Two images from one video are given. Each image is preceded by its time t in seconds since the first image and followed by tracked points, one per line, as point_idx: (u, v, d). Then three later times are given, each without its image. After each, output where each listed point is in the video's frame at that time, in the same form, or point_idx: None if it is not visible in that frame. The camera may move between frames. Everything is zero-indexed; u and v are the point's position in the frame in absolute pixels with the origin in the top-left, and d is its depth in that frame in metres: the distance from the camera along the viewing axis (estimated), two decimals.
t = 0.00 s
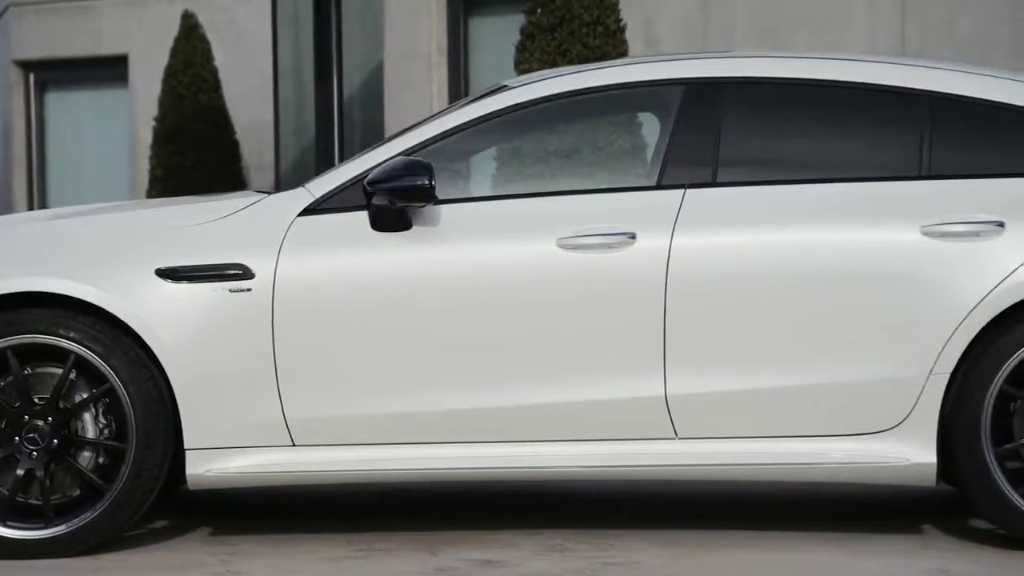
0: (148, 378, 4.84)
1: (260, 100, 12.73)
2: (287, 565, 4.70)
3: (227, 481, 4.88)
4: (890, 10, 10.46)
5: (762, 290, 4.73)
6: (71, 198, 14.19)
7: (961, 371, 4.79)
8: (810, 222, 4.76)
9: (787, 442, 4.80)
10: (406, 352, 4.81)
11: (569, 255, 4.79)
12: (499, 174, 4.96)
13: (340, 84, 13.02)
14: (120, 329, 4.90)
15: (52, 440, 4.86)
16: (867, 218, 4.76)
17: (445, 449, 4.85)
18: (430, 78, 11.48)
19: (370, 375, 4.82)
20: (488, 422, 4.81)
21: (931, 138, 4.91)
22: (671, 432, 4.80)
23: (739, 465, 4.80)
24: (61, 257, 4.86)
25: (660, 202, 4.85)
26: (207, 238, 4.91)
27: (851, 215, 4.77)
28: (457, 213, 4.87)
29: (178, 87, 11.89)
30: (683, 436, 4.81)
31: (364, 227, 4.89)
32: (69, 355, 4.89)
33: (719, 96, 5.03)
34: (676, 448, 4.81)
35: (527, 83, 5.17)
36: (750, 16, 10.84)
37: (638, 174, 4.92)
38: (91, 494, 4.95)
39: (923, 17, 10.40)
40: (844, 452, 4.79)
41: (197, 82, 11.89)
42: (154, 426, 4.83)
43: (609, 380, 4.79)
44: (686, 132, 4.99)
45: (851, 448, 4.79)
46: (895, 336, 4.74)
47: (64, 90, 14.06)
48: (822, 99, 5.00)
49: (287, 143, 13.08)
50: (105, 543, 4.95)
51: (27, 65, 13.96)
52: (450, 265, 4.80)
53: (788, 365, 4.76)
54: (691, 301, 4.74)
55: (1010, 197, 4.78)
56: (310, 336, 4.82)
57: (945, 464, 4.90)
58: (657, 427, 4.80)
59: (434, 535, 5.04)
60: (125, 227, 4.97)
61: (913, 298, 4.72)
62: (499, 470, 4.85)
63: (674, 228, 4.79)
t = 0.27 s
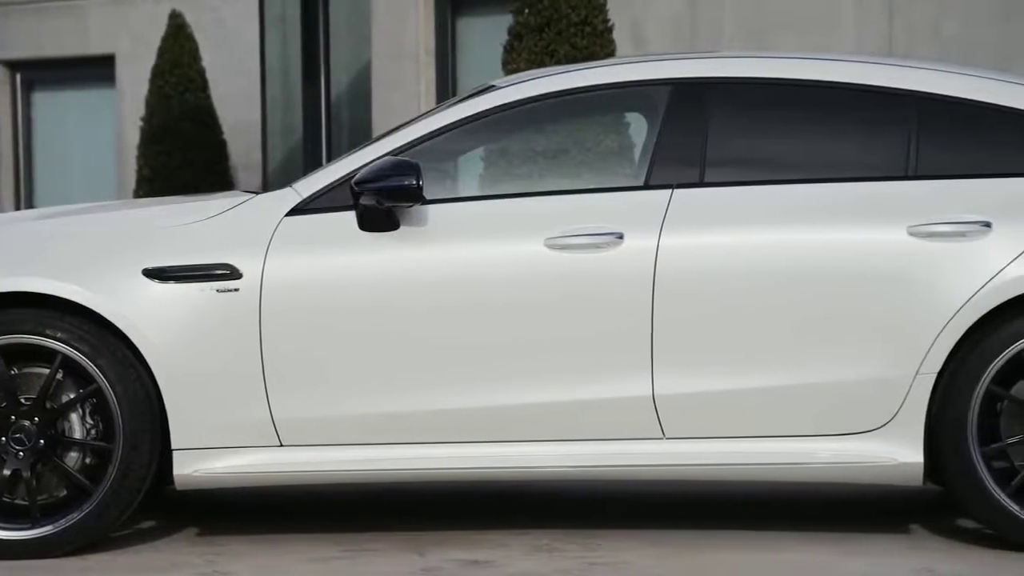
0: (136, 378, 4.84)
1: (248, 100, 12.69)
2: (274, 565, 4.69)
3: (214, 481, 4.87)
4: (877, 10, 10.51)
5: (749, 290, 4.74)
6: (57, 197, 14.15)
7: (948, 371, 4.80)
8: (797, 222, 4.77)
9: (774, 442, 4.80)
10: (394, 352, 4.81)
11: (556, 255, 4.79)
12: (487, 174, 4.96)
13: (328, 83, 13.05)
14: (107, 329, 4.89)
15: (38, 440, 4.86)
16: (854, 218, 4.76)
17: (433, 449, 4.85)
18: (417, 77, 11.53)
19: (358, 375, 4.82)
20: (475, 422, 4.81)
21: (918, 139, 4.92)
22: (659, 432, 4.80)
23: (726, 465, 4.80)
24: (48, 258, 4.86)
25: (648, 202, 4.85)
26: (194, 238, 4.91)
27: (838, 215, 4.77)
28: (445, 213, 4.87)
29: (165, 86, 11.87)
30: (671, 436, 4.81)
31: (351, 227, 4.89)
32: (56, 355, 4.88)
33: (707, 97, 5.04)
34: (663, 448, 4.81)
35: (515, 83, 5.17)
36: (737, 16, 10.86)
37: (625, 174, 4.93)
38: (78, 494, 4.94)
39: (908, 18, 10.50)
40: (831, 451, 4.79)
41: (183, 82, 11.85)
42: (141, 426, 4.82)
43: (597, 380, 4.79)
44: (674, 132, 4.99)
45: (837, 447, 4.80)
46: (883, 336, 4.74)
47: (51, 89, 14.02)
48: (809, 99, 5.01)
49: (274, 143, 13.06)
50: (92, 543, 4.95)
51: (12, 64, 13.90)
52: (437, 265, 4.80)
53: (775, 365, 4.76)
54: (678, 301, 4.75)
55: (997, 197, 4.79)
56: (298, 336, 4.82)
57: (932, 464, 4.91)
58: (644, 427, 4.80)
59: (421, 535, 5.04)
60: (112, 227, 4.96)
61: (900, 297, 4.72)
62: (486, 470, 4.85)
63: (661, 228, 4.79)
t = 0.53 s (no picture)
0: (120, 379, 4.83)
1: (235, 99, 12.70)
2: (260, 566, 4.69)
3: (199, 481, 4.86)
4: (862, 11, 10.56)
5: (734, 290, 4.74)
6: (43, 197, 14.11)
7: (932, 371, 4.81)
8: (782, 222, 4.77)
9: (759, 442, 4.80)
10: (378, 352, 4.80)
11: (541, 255, 4.79)
12: (472, 174, 4.96)
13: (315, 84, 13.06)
14: (91, 329, 4.89)
15: (23, 440, 4.85)
16: (839, 219, 4.77)
17: (418, 450, 4.84)
18: (404, 79, 11.47)
19: (342, 376, 4.82)
20: (460, 422, 4.81)
21: (903, 139, 4.92)
22: (644, 432, 4.81)
23: (711, 465, 4.80)
24: (32, 258, 4.85)
25: (633, 202, 4.86)
26: (178, 238, 4.90)
27: (822, 215, 4.78)
28: (430, 213, 4.87)
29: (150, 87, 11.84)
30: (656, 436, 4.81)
31: (336, 227, 4.88)
32: (40, 355, 4.88)
33: (692, 97, 5.04)
34: (648, 448, 4.81)
35: (500, 83, 5.17)
36: (723, 15, 10.86)
37: (610, 175, 4.93)
38: (63, 495, 4.94)
39: (895, 16, 10.50)
40: (816, 451, 4.80)
41: (168, 83, 11.84)
42: (126, 426, 4.81)
43: (582, 380, 4.79)
44: (659, 132, 5.00)
45: (822, 447, 4.80)
46: (867, 336, 4.75)
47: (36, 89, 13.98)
48: (794, 99, 5.01)
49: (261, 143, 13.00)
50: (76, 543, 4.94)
51: None
52: (422, 265, 4.80)
53: (760, 365, 4.76)
54: (663, 301, 4.75)
55: (981, 197, 4.79)
56: (283, 336, 4.82)
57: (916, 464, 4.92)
58: (630, 427, 4.80)
59: (406, 535, 5.04)
60: (96, 227, 4.96)
61: (884, 298, 4.73)
62: (471, 470, 4.84)
63: (647, 228, 4.79)
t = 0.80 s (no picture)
0: (104, 379, 4.82)
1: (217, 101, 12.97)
2: (244, 566, 4.68)
3: (183, 482, 4.86)
4: (846, 11, 10.61)
5: (718, 290, 4.74)
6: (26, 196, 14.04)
7: (916, 371, 4.81)
8: (766, 222, 4.78)
9: (743, 442, 4.81)
10: (363, 352, 4.80)
11: (526, 255, 4.79)
12: (457, 174, 4.96)
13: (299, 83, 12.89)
14: (76, 329, 4.88)
15: (7, 441, 4.85)
16: (821, 219, 4.77)
17: (402, 450, 4.84)
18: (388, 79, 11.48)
19: (327, 376, 4.82)
20: (445, 422, 4.81)
21: (887, 139, 4.93)
22: (629, 432, 4.81)
23: (696, 465, 4.80)
24: (16, 258, 4.84)
25: (618, 202, 4.86)
26: (162, 238, 4.90)
27: (806, 215, 4.78)
28: (414, 213, 4.86)
29: (134, 86, 11.83)
30: (641, 436, 4.81)
31: (321, 227, 4.88)
32: (24, 355, 4.87)
33: (676, 97, 5.05)
34: (632, 448, 4.82)
35: (485, 83, 5.16)
36: (708, 16, 10.87)
37: (595, 175, 4.93)
38: (47, 495, 4.93)
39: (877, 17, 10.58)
40: (801, 451, 4.80)
41: (153, 82, 11.82)
42: (110, 427, 4.81)
43: (567, 381, 4.79)
44: (643, 132, 5.00)
45: (807, 447, 4.80)
46: (851, 336, 4.75)
47: (20, 87, 13.91)
48: (779, 99, 5.02)
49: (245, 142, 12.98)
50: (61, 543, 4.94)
51: None
52: (407, 265, 4.80)
53: (744, 365, 4.77)
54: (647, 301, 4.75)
55: (965, 197, 4.80)
56: (267, 336, 4.81)
57: (900, 463, 4.93)
58: (615, 427, 4.80)
59: (391, 535, 5.04)
60: (80, 228, 4.95)
61: (867, 298, 4.73)
62: (456, 470, 4.84)
63: (631, 228, 4.79)
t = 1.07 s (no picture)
0: (91, 379, 4.82)
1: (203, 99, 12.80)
2: (232, 566, 4.68)
3: (171, 482, 4.85)
4: (834, 12, 10.63)
5: (706, 290, 4.75)
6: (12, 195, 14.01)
7: (903, 371, 4.82)
8: (754, 222, 4.78)
9: (730, 442, 4.81)
10: (350, 352, 4.80)
11: (514, 255, 4.79)
12: (445, 174, 4.96)
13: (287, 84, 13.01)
14: (63, 329, 4.87)
15: None
16: (807, 219, 4.78)
17: (389, 449, 4.84)
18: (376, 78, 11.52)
19: (314, 376, 4.81)
20: (433, 422, 4.81)
21: (874, 139, 4.94)
22: (617, 432, 4.81)
23: (683, 465, 4.81)
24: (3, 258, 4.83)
25: (605, 202, 4.86)
26: (149, 238, 4.89)
27: (793, 215, 4.79)
28: (401, 214, 4.86)
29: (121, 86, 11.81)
30: (628, 436, 4.82)
31: (309, 227, 4.88)
32: (10, 355, 4.86)
33: (664, 97, 5.05)
34: (620, 448, 4.82)
35: (472, 83, 5.17)
36: (694, 17, 10.90)
37: (582, 175, 4.93)
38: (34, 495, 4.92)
39: (863, 18, 10.59)
40: (788, 451, 4.81)
41: (140, 82, 11.80)
42: (97, 427, 4.80)
43: (554, 381, 4.79)
44: (631, 132, 5.00)
45: (794, 447, 4.81)
46: (838, 336, 4.76)
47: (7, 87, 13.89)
48: (766, 100, 5.02)
49: (232, 142, 12.98)
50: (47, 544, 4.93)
51: None
52: (394, 265, 4.80)
53: (731, 365, 4.77)
54: (634, 301, 4.75)
55: (951, 197, 4.81)
56: (254, 335, 4.81)
57: (887, 463, 4.94)
58: (602, 427, 4.80)
59: (379, 535, 5.03)
60: (66, 228, 4.94)
61: (854, 298, 4.74)
62: (443, 470, 4.84)
63: (619, 228, 4.80)
